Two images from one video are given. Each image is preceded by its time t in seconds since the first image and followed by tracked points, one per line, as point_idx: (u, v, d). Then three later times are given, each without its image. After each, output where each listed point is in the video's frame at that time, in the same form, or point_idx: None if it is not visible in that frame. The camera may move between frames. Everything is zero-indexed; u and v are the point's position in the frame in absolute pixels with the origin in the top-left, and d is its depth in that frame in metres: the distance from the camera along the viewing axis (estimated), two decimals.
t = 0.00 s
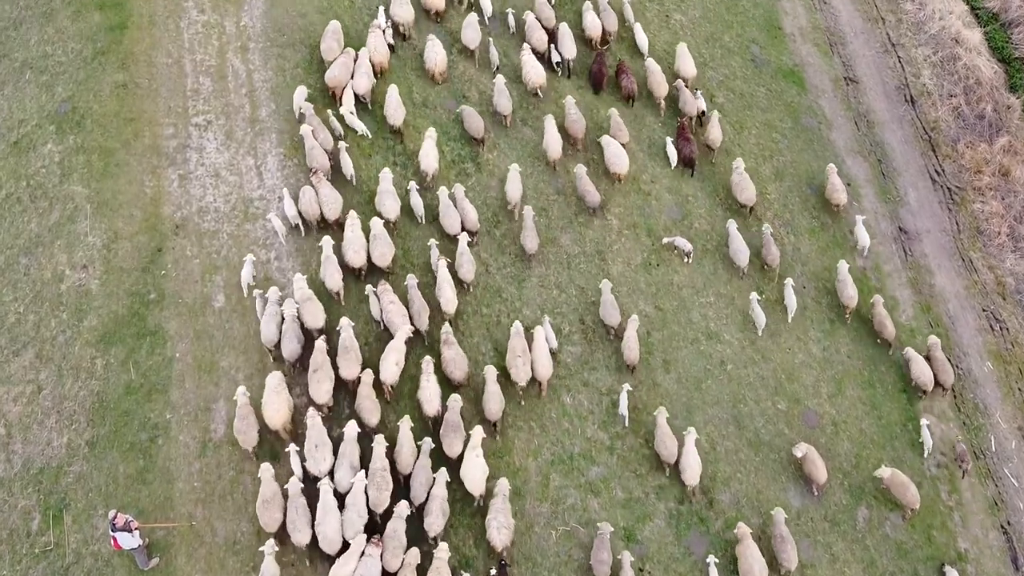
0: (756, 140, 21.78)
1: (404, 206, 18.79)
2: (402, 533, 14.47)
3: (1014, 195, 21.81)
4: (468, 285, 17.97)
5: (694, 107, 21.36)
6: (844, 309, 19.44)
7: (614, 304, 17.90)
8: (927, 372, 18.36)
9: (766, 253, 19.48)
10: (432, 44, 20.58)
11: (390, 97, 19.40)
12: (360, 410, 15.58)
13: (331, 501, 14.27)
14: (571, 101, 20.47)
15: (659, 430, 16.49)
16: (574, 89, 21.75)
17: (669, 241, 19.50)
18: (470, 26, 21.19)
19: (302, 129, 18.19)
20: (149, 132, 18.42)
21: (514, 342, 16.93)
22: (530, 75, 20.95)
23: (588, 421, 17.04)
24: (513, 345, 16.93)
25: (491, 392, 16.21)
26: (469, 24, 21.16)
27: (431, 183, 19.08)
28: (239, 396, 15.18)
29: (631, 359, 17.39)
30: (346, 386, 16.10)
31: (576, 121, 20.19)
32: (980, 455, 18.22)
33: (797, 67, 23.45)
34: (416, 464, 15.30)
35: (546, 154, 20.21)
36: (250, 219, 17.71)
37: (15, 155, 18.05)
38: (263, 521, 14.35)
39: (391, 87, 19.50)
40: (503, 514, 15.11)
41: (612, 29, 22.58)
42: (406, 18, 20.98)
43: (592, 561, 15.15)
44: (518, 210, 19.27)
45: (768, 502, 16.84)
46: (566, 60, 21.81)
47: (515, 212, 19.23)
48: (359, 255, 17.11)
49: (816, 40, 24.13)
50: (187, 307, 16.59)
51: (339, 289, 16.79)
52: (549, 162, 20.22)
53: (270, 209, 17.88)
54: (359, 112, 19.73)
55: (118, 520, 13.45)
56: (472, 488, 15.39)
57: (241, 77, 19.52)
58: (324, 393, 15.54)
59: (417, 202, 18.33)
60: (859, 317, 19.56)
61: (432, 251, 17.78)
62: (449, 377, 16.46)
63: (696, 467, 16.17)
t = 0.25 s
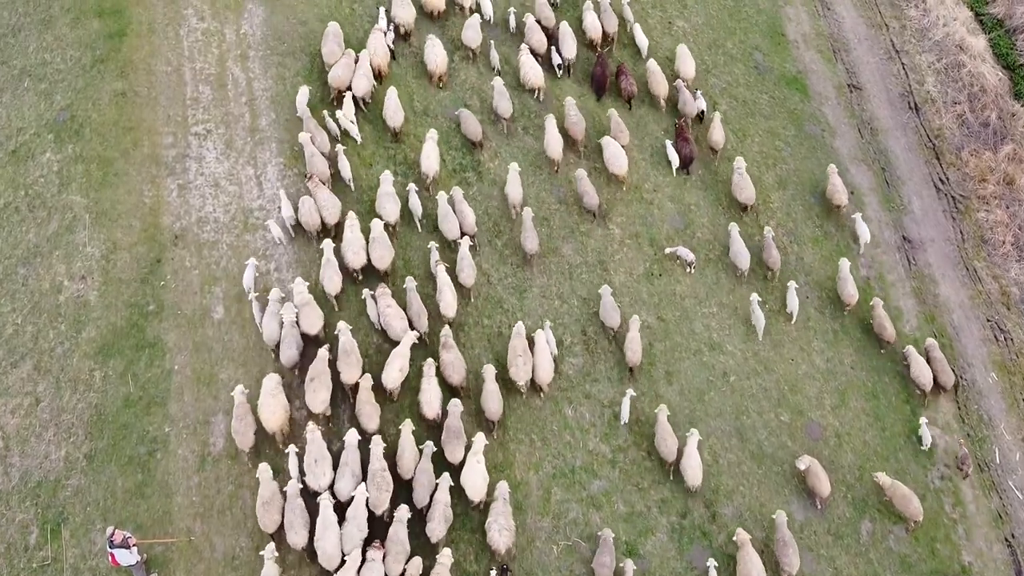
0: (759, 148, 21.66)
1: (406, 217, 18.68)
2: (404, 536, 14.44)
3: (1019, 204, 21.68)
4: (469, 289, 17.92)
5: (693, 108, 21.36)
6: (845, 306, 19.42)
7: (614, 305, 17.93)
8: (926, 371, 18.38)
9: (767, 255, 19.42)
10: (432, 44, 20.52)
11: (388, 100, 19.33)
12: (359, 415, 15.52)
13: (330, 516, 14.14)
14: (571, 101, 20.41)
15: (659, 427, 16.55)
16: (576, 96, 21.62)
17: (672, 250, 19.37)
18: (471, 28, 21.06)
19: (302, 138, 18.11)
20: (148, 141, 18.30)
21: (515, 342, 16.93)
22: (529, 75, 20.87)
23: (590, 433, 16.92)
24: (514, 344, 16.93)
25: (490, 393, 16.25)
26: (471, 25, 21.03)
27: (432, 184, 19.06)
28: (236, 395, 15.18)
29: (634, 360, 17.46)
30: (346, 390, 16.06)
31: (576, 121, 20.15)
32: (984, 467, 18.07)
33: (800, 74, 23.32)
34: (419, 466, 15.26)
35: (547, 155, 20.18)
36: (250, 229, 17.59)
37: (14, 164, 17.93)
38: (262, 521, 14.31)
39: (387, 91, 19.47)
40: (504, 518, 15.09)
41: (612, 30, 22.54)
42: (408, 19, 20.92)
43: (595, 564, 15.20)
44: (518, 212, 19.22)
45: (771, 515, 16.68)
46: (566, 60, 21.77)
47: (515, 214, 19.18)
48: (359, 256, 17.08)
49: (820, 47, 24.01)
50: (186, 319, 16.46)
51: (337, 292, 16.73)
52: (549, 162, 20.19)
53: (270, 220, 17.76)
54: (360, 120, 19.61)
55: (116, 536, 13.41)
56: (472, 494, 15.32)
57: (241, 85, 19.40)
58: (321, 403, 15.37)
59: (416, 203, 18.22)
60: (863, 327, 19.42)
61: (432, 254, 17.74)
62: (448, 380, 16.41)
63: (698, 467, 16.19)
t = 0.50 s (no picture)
0: (762, 156, 21.53)
1: (407, 228, 18.56)
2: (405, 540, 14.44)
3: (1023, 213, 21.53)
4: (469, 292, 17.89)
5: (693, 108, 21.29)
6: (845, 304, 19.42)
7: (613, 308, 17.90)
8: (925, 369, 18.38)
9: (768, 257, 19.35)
10: (431, 43, 20.39)
11: (387, 102, 19.28)
12: (359, 420, 15.46)
13: (330, 532, 14.02)
14: (570, 101, 20.35)
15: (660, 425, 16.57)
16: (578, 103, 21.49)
17: (674, 260, 19.25)
18: (475, 30, 20.93)
19: (302, 146, 18.01)
20: (148, 150, 18.18)
21: (516, 343, 16.91)
22: (529, 75, 20.85)
23: (591, 446, 16.80)
24: (514, 346, 16.91)
25: (490, 394, 16.23)
26: (472, 28, 20.92)
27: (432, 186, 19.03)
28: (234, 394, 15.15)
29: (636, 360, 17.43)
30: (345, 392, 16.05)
31: (577, 121, 20.10)
32: (987, 479, 17.92)
33: (803, 81, 23.19)
34: (420, 468, 15.24)
35: (546, 155, 20.19)
36: (250, 240, 17.46)
37: (12, 174, 17.81)
38: (262, 522, 14.25)
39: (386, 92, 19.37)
40: (506, 521, 15.07)
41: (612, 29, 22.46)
42: (410, 21, 20.85)
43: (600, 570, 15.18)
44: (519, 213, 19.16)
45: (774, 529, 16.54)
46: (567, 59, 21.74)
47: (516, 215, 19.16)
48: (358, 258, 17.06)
49: (823, 53, 23.87)
50: (185, 331, 16.34)
51: (336, 296, 16.66)
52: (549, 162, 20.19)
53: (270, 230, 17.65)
54: (360, 129, 19.50)
55: (114, 553, 13.54)
56: (476, 500, 15.23)
57: (241, 94, 19.28)
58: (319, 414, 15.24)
59: (415, 202, 18.24)
60: (866, 337, 19.27)
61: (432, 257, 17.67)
62: (448, 383, 16.38)
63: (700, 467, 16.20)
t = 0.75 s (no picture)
0: (765, 165, 21.41)
1: (407, 238, 18.44)
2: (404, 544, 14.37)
3: None
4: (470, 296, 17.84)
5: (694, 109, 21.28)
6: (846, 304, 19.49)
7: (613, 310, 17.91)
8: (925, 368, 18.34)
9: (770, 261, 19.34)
10: (429, 44, 20.44)
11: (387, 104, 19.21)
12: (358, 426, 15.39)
13: (328, 548, 13.88)
14: (569, 104, 20.34)
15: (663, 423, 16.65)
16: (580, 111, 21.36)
17: (677, 270, 19.14)
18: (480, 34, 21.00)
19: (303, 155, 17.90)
20: (147, 160, 18.06)
21: (516, 344, 16.95)
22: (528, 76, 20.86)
23: (593, 459, 16.69)
24: (514, 346, 16.94)
25: (490, 395, 16.22)
26: (480, 31, 20.97)
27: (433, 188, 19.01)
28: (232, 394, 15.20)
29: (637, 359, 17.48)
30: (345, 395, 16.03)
31: (577, 121, 20.04)
32: (992, 492, 17.75)
33: (807, 89, 23.06)
34: (420, 472, 15.17)
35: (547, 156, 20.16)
36: (249, 251, 17.35)
37: (10, 183, 17.69)
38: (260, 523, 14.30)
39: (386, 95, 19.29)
40: (508, 523, 15.09)
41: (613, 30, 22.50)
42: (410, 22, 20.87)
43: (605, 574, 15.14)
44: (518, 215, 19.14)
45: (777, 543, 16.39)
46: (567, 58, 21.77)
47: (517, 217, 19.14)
48: (358, 259, 17.04)
49: (827, 60, 23.74)
50: (184, 344, 16.22)
51: (335, 300, 16.61)
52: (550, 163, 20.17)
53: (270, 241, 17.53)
54: (361, 137, 19.38)
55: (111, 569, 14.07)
56: (478, 506, 15.17)
57: (241, 103, 19.16)
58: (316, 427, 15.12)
59: (416, 203, 18.24)
60: (870, 348, 19.13)
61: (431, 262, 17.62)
62: (447, 387, 16.30)
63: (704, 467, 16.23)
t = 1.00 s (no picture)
0: (768, 175, 21.28)
1: (408, 249, 18.27)
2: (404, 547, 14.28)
3: None
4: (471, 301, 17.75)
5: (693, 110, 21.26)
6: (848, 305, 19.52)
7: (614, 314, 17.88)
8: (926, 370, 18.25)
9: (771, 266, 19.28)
10: (429, 44, 20.47)
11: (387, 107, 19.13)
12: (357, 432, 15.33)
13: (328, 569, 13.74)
14: (566, 104, 20.42)
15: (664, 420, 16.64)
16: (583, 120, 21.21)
17: (680, 282, 19.01)
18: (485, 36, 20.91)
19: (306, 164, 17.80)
20: (146, 171, 17.93)
21: (517, 346, 17.00)
22: (528, 78, 20.93)
23: (596, 475, 16.55)
24: (516, 348, 17.00)
25: (489, 399, 16.25)
26: (486, 34, 20.85)
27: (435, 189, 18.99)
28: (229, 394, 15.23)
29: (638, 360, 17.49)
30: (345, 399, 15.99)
31: (576, 122, 20.11)
32: (997, 507, 17.49)
33: (811, 98, 22.91)
34: (421, 476, 15.12)
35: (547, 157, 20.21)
36: (249, 264, 17.21)
37: (8, 194, 17.55)
38: (258, 524, 14.31)
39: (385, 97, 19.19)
40: (509, 527, 15.06)
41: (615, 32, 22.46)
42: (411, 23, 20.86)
43: None
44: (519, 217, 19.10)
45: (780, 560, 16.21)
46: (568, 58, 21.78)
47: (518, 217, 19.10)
48: (357, 261, 17.01)
49: (830, 69, 23.59)
50: (183, 359, 16.09)
51: (335, 304, 16.51)
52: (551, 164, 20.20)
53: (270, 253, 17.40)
54: (362, 147, 19.25)
55: None
56: (480, 512, 15.14)
57: (241, 114, 19.03)
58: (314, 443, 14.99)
59: (415, 203, 18.21)
60: (874, 361, 18.96)
61: (429, 267, 17.54)
62: (447, 392, 16.22)
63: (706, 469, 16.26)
